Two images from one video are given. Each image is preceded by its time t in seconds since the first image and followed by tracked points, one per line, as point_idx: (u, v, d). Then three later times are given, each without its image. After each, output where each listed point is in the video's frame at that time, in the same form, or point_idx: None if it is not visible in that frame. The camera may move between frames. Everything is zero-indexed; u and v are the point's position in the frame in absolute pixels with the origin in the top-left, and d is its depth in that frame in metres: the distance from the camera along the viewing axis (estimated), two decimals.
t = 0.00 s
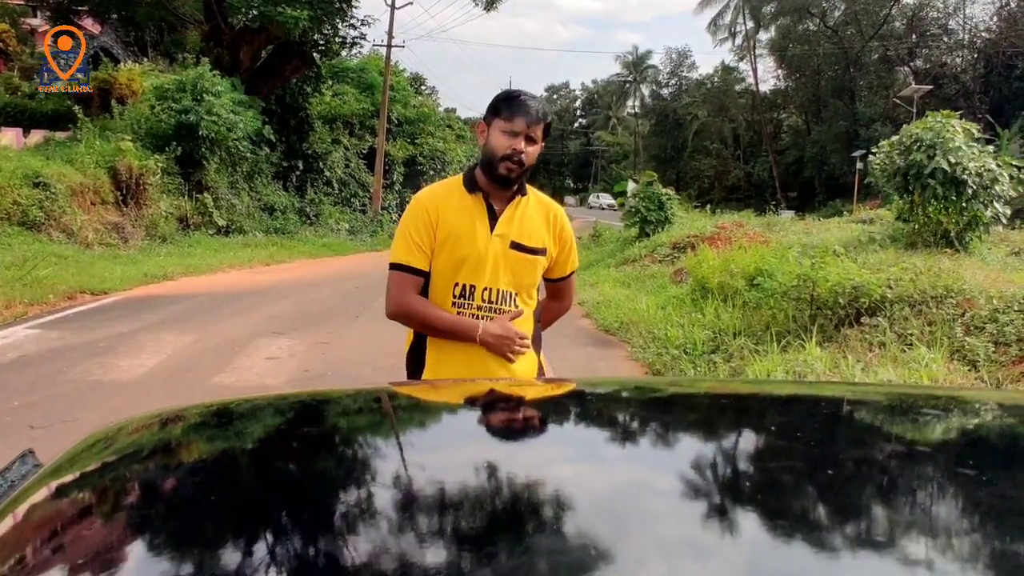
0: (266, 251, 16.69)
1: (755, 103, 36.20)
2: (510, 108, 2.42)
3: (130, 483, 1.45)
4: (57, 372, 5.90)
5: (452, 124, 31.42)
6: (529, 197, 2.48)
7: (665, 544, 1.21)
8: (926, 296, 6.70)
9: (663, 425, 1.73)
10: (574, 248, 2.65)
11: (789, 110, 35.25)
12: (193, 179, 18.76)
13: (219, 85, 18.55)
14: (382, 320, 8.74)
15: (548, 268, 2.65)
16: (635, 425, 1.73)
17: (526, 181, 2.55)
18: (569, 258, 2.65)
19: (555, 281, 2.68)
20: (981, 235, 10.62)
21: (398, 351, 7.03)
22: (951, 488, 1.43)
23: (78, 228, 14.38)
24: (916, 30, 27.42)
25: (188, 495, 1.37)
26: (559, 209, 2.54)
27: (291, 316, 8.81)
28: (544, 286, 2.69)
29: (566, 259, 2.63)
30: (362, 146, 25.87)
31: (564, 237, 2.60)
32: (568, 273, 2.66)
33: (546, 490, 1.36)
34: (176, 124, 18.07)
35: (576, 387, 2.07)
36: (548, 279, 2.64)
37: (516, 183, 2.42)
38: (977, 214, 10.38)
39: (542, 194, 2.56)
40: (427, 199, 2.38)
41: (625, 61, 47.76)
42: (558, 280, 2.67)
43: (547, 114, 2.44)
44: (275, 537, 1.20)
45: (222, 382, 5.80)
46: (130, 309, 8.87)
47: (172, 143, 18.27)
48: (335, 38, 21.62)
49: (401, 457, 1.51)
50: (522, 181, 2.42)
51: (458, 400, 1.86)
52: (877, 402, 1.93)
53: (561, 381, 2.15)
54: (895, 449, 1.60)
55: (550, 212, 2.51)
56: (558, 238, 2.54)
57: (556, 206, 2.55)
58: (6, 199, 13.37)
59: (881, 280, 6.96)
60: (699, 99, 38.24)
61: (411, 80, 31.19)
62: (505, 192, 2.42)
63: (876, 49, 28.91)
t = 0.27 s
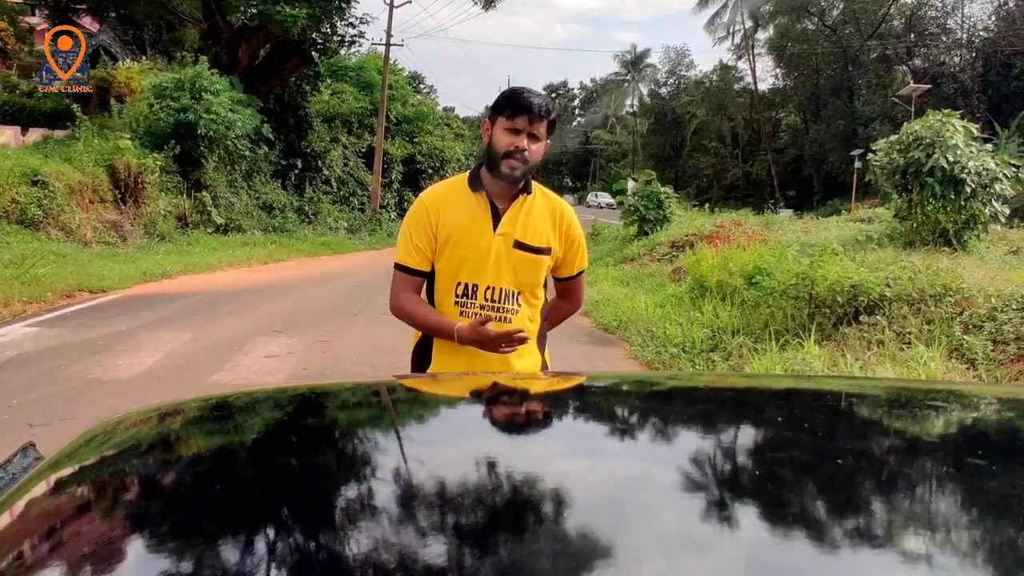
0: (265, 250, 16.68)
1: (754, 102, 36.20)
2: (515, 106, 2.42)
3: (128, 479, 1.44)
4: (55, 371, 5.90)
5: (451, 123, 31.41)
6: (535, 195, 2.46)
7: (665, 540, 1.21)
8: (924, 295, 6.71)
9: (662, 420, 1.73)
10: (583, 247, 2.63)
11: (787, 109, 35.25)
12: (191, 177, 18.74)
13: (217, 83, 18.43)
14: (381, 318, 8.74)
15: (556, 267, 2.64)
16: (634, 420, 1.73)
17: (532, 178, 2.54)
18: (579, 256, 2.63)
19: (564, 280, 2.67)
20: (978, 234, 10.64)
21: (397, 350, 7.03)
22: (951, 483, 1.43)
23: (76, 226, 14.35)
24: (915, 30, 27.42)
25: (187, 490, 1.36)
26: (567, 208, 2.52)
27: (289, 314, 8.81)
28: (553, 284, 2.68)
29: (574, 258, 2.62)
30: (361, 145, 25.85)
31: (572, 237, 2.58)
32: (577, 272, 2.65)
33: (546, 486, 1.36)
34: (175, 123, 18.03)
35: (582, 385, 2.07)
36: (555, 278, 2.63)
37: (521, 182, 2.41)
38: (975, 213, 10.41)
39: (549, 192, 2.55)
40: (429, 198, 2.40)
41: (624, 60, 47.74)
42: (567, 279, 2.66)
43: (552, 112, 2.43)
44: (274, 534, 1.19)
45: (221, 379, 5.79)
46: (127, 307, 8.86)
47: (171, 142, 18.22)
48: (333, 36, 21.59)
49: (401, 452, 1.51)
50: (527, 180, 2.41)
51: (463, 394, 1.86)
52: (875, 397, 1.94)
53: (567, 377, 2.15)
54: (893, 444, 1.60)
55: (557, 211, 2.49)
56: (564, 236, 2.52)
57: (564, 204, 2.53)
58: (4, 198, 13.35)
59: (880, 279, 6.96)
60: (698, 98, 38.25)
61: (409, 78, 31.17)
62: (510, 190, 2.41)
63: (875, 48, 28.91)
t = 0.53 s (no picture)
0: (264, 249, 16.68)
1: (752, 102, 36.18)
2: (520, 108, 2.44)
3: (123, 481, 1.44)
4: (54, 370, 5.90)
5: (450, 122, 31.38)
6: (540, 198, 2.45)
7: (662, 541, 1.22)
8: (923, 294, 6.72)
9: (661, 424, 1.73)
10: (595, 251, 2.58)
11: (786, 109, 35.23)
12: (190, 177, 18.73)
13: (217, 83, 18.43)
14: (380, 318, 8.74)
15: (567, 271, 2.60)
16: (632, 424, 1.73)
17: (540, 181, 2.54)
18: (590, 260, 2.59)
19: (576, 285, 2.64)
20: (977, 233, 10.63)
21: (396, 349, 7.03)
22: (948, 486, 1.43)
23: (75, 226, 14.35)
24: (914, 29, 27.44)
25: (181, 492, 1.37)
26: (574, 210, 2.49)
27: (288, 313, 8.81)
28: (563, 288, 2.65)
29: (585, 262, 2.58)
30: (360, 144, 25.83)
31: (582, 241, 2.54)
32: (587, 276, 2.61)
33: (542, 489, 1.37)
34: (174, 122, 17.99)
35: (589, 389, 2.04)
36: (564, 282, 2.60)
37: (524, 183, 2.40)
38: (973, 212, 10.39)
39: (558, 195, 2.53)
40: (431, 200, 2.44)
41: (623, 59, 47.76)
42: (577, 284, 2.62)
43: (557, 113, 2.44)
44: (269, 537, 1.19)
45: (220, 379, 5.80)
46: (127, 307, 8.86)
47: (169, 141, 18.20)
48: (332, 36, 21.58)
49: (398, 456, 1.51)
50: (529, 181, 2.41)
51: (467, 397, 1.87)
52: (874, 400, 1.94)
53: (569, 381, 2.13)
54: (893, 447, 1.60)
55: (564, 213, 2.46)
56: (571, 240, 2.49)
57: (573, 208, 2.50)
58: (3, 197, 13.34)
59: (879, 278, 6.96)
60: (697, 97, 38.26)
61: (408, 78, 31.14)
62: (513, 192, 2.42)
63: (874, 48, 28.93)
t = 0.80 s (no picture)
0: (262, 247, 16.66)
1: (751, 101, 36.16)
2: (527, 106, 2.42)
3: (117, 482, 1.42)
4: (52, 368, 5.88)
5: (449, 121, 31.34)
6: (548, 197, 2.42)
7: (661, 542, 1.20)
8: (922, 293, 6.71)
9: (660, 426, 1.72)
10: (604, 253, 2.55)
11: (784, 107, 35.23)
12: (188, 175, 18.69)
13: (215, 81, 18.47)
14: (378, 317, 8.72)
15: (575, 272, 2.58)
16: (631, 426, 1.71)
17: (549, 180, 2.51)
18: (600, 261, 2.55)
19: (587, 286, 2.61)
20: (977, 232, 10.62)
21: (394, 348, 7.02)
22: (949, 486, 1.42)
23: (73, 224, 14.32)
24: (912, 28, 27.51)
25: (174, 494, 1.35)
26: (582, 211, 2.45)
27: (287, 312, 8.80)
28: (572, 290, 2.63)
29: (593, 264, 2.54)
30: (358, 143, 25.81)
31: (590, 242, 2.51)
32: (596, 279, 2.57)
33: (541, 490, 1.35)
34: (172, 121, 17.95)
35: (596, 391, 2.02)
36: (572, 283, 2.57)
37: (529, 182, 2.39)
38: (972, 211, 10.37)
39: (567, 195, 2.50)
40: (439, 198, 2.46)
41: (621, 58, 47.78)
42: (586, 285, 2.59)
43: (565, 113, 2.40)
44: (261, 541, 1.18)
45: (218, 378, 5.78)
46: (125, 305, 8.84)
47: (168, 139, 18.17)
48: (331, 34, 21.59)
49: (396, 459, 1.49)
50: (534, 180, 2.39)
51: (473, 398, 1.86)
52: (873, 401, 1.92)
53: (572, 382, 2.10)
54: (893, 447, 1.59)
55: (571, 215, 2.43)
56: (577, 240, 2.46)
57: (581, 208, 2.47)
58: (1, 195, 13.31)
59: (878, 276, 6.94)
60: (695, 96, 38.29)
61: (406, 76, 31.09)
62: (518, 191, 2.40)
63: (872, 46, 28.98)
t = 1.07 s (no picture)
0: (261, 247, 16.65)
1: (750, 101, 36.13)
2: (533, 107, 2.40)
3: (110, 490, 1.40)
4: (49, 368, 5.86)
5: (448, 120, 31.32)
6: (549, 199, 2.41)
7: (657, 548, 1.19)
8: (922, 293, 6.69)
9: (659, 435, 1.69)
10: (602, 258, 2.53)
11: (783, 108, 35.21)
12: (187, 174, 18.66)
13: (214, 80, 18.47)
14: (376, 317, 8.70)
15: (569, 276, 2.57)
16: (631, 435, 1.69)
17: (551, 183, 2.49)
18: (596, 267, 2.54)
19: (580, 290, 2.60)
20: (976, 232, 10.62)
21: (392, 348, 7.00)
22: (947, 491, 1.41)
23: (71, 223, 14.29)
24: (911, 28, 27.51)
25: (169, 501, 1.34)
26: (582, 216, 2.44)
27: (285, 312, 8.78)
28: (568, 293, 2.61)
29: (589, 269, 2.53)
30: (357, 142, 25.78)
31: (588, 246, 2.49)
32: (593, 284, 2.56)
33: (540, 499, 1.34)
34: (171, 120, 17.92)
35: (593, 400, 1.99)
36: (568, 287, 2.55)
37: (531, 183, 2.37)
38: (972, 211, 10.37)
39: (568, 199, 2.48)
40: (440, 192, 2.43)
41: (621, 58, 47.75)
42: (581, 290, 2.57)
43: (572, 116, 2.38)
44: (253, 550, 1.16)
45: (216, 378, 5.77)
46: (123, 305, 8.82)
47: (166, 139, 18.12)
48: (330, 34, 21.59)
49: (393, 471, 1.46)
50: (537, 181, 2.37)
51: (473, 407, 1.83)
52: (873, 409, 1.89)
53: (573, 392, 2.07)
54: (892, 454, 1.57)
55: (571, 218, 2.41)
56: (576, 243, 2.44)
57: (581, 212, 2.45)
58: None
59: (877, 276, 6.92)
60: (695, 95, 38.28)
61: (406, 76, 31.06)
62: (519, 191, 2.38)
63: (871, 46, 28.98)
